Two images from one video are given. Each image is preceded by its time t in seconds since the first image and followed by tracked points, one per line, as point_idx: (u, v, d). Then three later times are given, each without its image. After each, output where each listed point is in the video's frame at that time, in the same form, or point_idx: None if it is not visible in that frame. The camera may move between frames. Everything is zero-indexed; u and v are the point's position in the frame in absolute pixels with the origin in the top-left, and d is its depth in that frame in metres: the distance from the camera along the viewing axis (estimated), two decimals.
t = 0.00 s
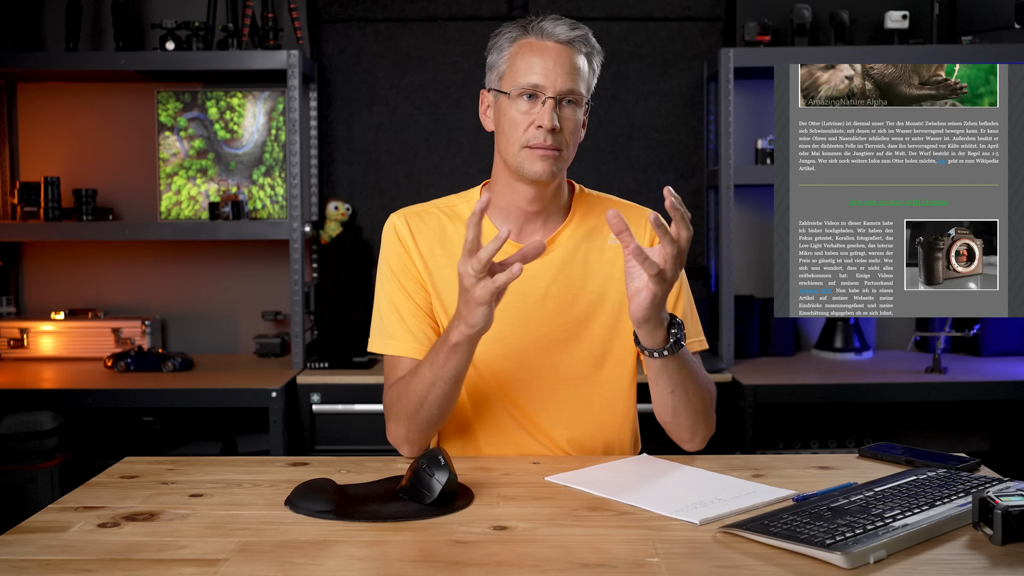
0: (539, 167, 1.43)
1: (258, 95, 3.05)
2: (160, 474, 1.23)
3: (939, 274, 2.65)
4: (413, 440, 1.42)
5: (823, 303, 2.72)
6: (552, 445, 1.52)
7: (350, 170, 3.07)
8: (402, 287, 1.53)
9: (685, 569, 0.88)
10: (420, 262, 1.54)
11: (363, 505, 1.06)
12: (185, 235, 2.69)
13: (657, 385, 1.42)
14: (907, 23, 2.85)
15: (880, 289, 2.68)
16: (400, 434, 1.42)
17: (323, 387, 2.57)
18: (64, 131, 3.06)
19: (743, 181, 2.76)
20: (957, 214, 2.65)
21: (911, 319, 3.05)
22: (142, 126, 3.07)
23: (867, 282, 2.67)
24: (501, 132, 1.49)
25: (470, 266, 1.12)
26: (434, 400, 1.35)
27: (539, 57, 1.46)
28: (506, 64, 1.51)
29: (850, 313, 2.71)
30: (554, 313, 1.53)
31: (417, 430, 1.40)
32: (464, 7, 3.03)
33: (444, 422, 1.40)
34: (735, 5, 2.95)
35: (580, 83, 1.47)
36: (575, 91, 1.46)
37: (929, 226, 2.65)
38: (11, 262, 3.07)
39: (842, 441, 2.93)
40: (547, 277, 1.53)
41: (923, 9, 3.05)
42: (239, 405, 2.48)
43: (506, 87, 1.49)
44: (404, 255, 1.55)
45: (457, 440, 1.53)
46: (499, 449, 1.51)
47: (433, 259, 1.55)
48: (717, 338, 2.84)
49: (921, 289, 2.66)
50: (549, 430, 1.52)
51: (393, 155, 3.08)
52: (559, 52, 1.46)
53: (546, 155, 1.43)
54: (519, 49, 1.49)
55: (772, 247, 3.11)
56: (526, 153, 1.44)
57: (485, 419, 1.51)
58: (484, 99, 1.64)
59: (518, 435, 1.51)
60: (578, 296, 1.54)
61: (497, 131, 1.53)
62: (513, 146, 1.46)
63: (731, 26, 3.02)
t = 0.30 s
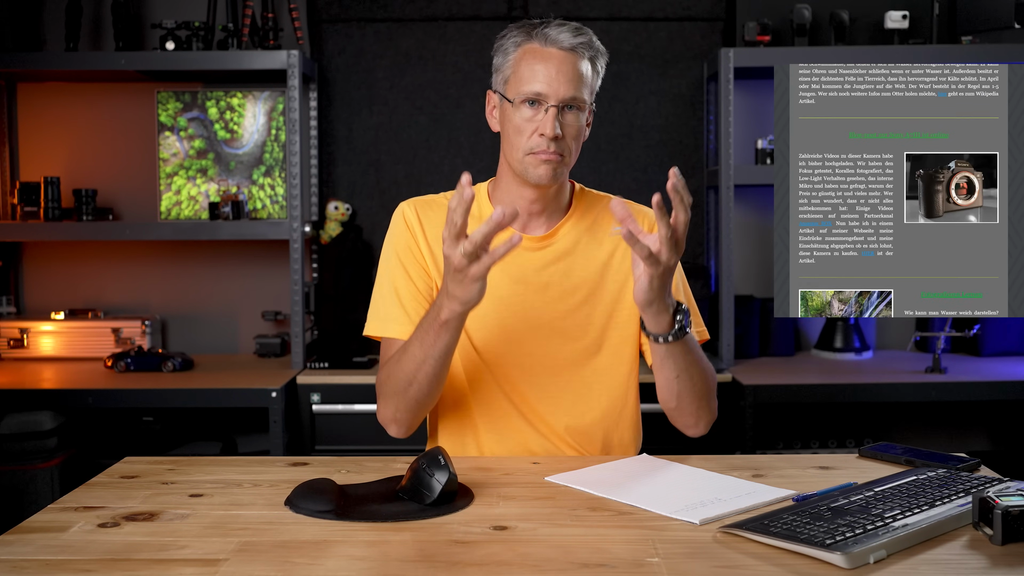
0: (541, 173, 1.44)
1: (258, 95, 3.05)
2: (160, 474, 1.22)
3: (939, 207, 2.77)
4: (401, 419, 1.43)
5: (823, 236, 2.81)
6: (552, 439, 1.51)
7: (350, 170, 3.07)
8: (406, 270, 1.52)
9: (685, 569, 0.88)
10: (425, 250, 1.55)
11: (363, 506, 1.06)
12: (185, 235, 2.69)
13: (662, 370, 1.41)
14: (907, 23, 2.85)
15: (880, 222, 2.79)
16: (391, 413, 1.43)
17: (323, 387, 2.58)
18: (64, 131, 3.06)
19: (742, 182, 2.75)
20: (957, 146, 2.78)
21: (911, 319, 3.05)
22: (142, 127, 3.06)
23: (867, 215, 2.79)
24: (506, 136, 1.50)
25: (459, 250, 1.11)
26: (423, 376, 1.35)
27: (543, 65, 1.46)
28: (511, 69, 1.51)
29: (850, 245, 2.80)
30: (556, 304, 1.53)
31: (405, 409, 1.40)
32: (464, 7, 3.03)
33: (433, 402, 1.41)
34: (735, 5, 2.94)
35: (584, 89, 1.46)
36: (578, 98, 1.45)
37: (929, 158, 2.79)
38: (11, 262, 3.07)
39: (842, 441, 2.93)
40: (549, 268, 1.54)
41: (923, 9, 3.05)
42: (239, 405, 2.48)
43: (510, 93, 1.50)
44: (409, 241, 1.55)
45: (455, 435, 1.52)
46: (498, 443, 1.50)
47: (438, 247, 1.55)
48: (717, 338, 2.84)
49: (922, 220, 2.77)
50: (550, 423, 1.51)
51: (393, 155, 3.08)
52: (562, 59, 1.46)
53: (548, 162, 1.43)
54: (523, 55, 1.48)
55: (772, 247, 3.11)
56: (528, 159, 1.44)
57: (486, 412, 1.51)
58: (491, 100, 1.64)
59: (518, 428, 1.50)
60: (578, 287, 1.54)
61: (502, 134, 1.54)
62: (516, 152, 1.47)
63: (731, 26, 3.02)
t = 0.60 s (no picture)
0: (547, 177, 1.45)
1: (258, 95, 3.05)
2: (160, 474, 1.22)
3: (939, 167, 2.75)
4: (400, 422, 1.45)
5: (823, 198, 2.80)
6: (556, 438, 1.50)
7: (350, 170, 3.07)
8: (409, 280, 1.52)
9: (685, 569, 0.88)
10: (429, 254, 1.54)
11: (363, 506, 1.06)
12: (185, 235, 2.69)
13: (654, 378, 1.44)
14: (907, 23, 2.85)
15: (880, 182, 2.77)
16: (391, 417, 1.45)
17: (323, 387, 2.57)
18: (64, 131, 3.06)
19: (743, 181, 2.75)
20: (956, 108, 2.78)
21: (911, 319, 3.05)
22: (142, 127, 3.07)
23: (867, 175, 2.77)
24: (513, 138, 1.50)
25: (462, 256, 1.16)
26: (423, 385, 1.36)
27: (551, 69, 1.45)
28: (519, 72, 1.50)
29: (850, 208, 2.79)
30: (559, 302, 1.54)
31: (404, 415, 1.43)
32: (464, 7, 3.03)
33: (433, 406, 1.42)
34: (735, 5, 2.95)
35: (591, 94, 1.46)
36: (585, 102, 1.45)
37: (929, 120, 2.78)
38: (11, 262, 3.07)
39: (842, 441, 2.93)
40: (551, 266, 1.55)
41: (923, 10, 3.05)
42: (239, 405, 2.48)
43: (518, 96, 1.49)
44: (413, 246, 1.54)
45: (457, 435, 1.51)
46: (501, 442, 1.49)
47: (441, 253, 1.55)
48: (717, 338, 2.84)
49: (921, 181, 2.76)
50: (554, 422, 1.51)
51: (393, 155, 3.08)
52: (570, 65, 1.45)
53: (554, 166, 1.44)
54: (532, 58, 1.47)
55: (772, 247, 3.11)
56: (535, 164, 1.46)
57: (489, 410, 1.50)
58: (497, 100, 1.62)
59: (522, 426, 1.50)
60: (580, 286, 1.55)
61: (508, 135, 1.54)
62: (524, 155, 1.47)
63: (730, 26, 3.02)
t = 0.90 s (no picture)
0: (556, 170, 1.46)
1: (258, 95, 3.05)
2: (160, 474, 1.23)
3: (938, 149, 2.58)
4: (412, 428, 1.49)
5: (823, 178, 2.60)
6: (567, 436, 1.50)
7: (350, 170, 3.07)
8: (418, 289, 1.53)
9: (685, 569, 0.88)
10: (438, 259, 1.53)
11: (363, 506, 1.06)
12: (185, 235, 2.69)
13: (636, 391, 1.52)
14: (907, 23, 2.85)
15: (880, 164, 2.62)
16: (405, 425, 1.50)
17: (323, 387, 2.57)
18: (64, 131, 3.06)
19: (743, 181, 2.76)
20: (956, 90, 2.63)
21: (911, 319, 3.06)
22: (142, 127, 3.06)
23: (867, 157, 2.60)
24: (522, 137, 1.51)
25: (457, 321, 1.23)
26: (435, 404, 1.42)
27: (557, 66, 1.46)
28: (526, 73, 1.51)
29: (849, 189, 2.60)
30: (570, 300, 1.53)
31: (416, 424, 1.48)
32: (464, 7, 3.03)
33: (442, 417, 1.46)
34: (735, 5, 2.95)
35: (596, 90, 1.48)
36: (591, 97, 1.46)
37: (929, 101, 2.60)
38: (11, 262, 3.07)
39: (842, 441, 2.93)
40: (562, 264, 1.54)
41: (923, 10, 3.05)
42: (239, 404, 2.48)
43: (526, 95, 1.50)
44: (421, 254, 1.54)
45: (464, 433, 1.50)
46: (511, 441, 1.49)
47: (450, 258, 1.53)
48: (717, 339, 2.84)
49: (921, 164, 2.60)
50: (564, 419, 1.50)
51: (393, 155, 3.08)
52: (575, 62, 1.46)
53: (563, 158, 1.46)
54: (538, 58, 1.49)
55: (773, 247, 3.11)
56: (546, 156, 1.46)
57: (499, 408, 1.50)
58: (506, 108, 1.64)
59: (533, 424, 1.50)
60: (587, 286, 1.54)
61: (518, 137, 1.54)
62: (534, 149, 1.48)
63: (731, 26, 3.03)
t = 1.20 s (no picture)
0: (561, 171, 1.46)
1: (258, 95, 3.05)
2: (160, 474, 1.22)
3: (939, 149, 2.62)
4: (410, 430, 1.51)
5: (823, 178, 2.66)
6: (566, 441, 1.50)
7: (350, 170, 3.07)
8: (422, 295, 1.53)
9: (685, 569, 0.88)
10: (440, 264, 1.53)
11: (363, 506, 1.06)
12: (185, 235, 2.69)
13: (622, 397, 1.49)
14: (907, 23, 2.85)
15: (880, 164, 2.65)
16: (402, 428, 1.51)
17: (323, 387, 2.57)
18: (64, 131, 3.06)
19: (743, 181, 2.76)
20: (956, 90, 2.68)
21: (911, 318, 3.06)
22: (142, 127, 3.07)
23: (867, 157, 2.65)
24: (523, 148, 1.51)
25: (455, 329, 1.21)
26: (432, 409, 1.43)
27: (546, 72, 1.49)
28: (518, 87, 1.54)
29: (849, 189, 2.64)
30: (573, 307, 1.53)
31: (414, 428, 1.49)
32: (464, 7, 3.03)
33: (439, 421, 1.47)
34: (736, 5, 2.95)
35: (588, 88, 1.49)
36: (583, 95, 1.48)
37: (928, 101, 2.66)
38: (11, 262, 3.07)
39: (842, 441, 2.92)
40: (566, 270, 1.54)
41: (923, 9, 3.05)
42: (239, 404, 2.48)
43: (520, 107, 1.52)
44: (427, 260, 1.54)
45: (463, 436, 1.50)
46: (510, 445, 1.49)
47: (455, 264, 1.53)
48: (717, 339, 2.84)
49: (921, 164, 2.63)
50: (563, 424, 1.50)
51: (393, 155, 3.08)
52: (563, 65, 1.49)
53: (565, 159, 1.46)
54: (527, 70, 1.52)
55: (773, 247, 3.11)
56: (547, 159, 1.46)
57: (500, 411, 1.50)
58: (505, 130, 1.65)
59: (533, 428, 1.49)
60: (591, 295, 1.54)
61: (519, 150, 1.55)
62: (534, 155, 1.48)
63: (731, 26, 3.03)
